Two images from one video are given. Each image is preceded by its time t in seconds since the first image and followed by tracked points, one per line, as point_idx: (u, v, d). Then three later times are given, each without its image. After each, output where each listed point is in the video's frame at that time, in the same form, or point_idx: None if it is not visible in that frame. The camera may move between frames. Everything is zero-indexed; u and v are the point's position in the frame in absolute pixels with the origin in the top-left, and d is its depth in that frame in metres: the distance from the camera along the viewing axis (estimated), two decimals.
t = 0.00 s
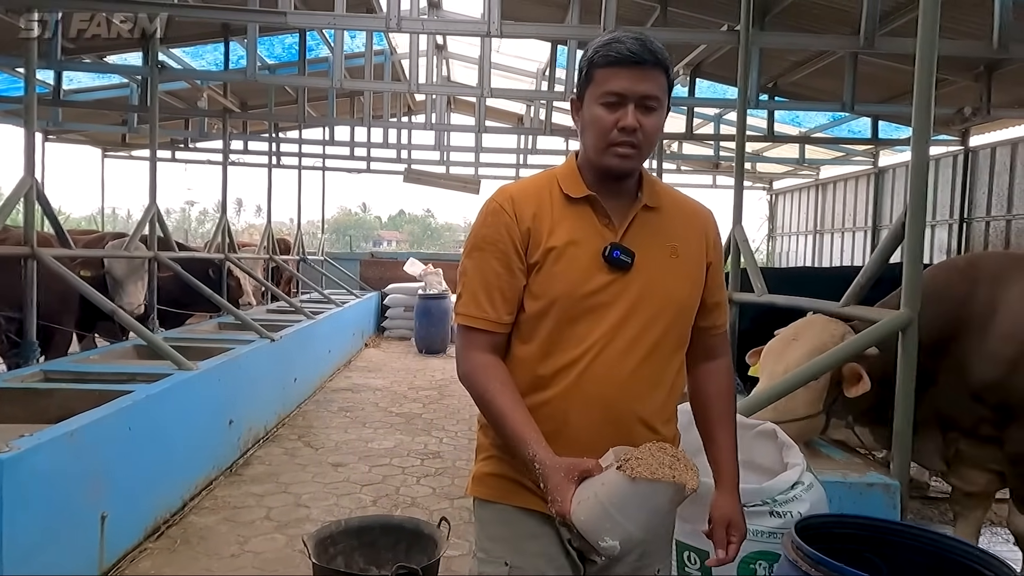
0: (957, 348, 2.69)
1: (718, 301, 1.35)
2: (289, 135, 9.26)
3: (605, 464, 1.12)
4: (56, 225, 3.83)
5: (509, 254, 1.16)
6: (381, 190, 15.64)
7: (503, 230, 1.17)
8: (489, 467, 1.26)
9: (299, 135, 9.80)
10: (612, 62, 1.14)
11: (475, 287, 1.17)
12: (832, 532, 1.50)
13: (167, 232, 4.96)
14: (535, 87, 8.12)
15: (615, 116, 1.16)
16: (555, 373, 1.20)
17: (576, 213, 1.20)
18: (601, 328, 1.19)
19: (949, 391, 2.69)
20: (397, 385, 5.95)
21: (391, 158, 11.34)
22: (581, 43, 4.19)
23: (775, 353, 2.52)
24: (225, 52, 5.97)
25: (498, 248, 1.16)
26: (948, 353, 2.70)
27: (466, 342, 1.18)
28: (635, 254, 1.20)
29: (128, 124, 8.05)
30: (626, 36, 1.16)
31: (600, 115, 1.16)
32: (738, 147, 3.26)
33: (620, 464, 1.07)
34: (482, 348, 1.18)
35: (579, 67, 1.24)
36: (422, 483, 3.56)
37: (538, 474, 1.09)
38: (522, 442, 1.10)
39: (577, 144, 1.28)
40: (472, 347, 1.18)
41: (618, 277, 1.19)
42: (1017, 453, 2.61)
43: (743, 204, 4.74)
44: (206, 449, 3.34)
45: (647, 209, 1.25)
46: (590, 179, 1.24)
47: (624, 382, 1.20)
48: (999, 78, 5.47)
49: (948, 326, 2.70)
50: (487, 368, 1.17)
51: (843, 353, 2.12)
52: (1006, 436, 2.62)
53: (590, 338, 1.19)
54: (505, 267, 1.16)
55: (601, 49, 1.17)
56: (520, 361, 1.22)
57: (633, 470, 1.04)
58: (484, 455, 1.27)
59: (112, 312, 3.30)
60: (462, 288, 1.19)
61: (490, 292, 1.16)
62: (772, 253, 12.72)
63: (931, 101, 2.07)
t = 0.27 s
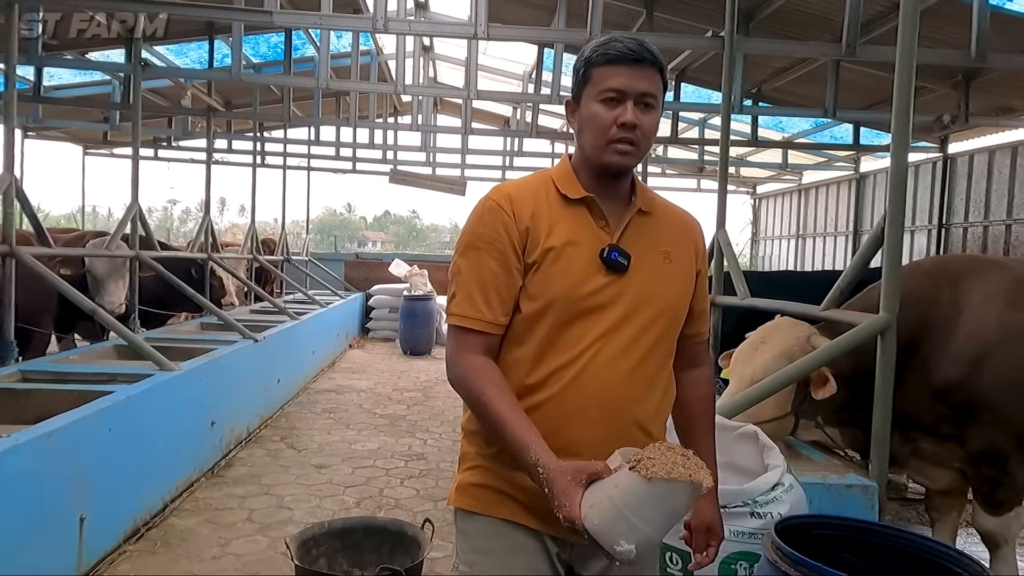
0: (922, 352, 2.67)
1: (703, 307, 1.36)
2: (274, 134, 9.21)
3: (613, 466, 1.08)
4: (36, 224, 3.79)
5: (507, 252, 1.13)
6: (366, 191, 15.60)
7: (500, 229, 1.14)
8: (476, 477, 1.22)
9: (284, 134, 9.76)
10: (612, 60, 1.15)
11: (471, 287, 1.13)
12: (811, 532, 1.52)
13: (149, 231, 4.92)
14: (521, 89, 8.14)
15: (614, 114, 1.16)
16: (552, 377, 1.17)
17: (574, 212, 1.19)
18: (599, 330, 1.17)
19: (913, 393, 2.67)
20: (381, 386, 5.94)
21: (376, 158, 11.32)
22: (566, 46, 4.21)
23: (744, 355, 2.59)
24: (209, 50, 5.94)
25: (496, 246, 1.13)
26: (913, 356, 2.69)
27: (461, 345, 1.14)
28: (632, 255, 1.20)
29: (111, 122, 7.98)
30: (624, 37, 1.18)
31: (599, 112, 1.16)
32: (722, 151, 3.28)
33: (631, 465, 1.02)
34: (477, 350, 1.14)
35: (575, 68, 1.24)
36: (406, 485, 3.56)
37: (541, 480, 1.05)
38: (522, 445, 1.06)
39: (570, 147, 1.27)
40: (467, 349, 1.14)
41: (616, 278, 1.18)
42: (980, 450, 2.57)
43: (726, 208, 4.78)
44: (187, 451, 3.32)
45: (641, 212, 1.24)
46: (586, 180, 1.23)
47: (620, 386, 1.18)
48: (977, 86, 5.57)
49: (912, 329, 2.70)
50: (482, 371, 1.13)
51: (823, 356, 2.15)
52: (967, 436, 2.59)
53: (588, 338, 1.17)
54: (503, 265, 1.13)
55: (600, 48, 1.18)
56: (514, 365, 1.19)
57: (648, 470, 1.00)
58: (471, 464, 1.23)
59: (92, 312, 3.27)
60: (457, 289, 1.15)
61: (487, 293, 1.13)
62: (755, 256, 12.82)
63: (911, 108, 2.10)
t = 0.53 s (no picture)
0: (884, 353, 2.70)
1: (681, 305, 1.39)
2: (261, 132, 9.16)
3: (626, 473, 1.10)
4: (18, 221, 3.75)
5: (503, 255, 1.12)
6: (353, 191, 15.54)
7: (494, 231, 1.13)
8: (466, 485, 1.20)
9: (271, 132, 9.70)
10: (603, 57, 1.17)
11: (466, 291, 1.11)
12: (795, 530, 1.55)
13: (133, 229, 4.87)
14: (509, 90, 8.15)
15: (607, 109, 1.17)
16: (547, 379, 1.17)
17: (566, 213, 1.19)
18: (594, 330, 1.18)
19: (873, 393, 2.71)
20: (368, 386, 5.93)
21: (363, 158, 11.28)
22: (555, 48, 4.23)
23: (716, 355, 2.63)
24: (195, 47, 5.89)
25: (491, 248, 1.12)
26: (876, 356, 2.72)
27: (455, 352, 1.12)
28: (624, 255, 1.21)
29: (94, 119, 7.89)
30: (612, 35, 1.20)
31: (590, 106, 1.17)
32: (708, 153, 3.31)
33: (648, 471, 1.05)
34: (472, 356, 1.12)
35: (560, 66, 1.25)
36: (392, 485, 3.57)
37: (549, 488, 1.04)
38: (527, 453, 1.04)
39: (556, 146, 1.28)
40: (462, 356, 1.12)
41: (610, 278, 1.19)
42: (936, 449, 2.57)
43: (712, 210, 4.82)
44: (172, 451, 3.30)
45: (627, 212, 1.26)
46: (574, 179, 1.24)
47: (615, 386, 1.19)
48: (959, 92, 5.65)
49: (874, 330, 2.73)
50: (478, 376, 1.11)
51: (808, 357, 2.17)
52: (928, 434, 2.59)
53: (583, 340, 1.17)
54: (499, 268, 1.12)
55: (589, 45, 1.19)
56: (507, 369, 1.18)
57: (669, 475, 1.04)
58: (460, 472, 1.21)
59: (76, 310, 3.25)
60: (449, 293, 1.13)
61: (483, 296, 1.11)
62: (740, 258, 12.91)
63: (894, 113, 2.13)
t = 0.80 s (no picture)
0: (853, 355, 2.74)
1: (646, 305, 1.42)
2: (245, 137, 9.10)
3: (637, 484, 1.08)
4: None
5: (483, 262, 1.09)
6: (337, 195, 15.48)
7: (472, 238, 1.09)
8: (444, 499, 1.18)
9: (255, 137, 9.64)
10: (580, 51, 1.16)
11: (446, 301, 1.07)
12: (781, 529, 1.58)
13: (116, 235, 4.83)
14: (495, 96, 8.17)
15: (585, 107, 1.16)
16: (528, 389, 1.16)
17: (543, 217, 1.18)
18: (574, 336, 1.17)
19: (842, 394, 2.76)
20: (354, 392, 5.91)
21: (348, 163, 11.25)
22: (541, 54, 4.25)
23: (695, 357, 2.66)
24: (179, 51, 5.86)
25: (470, 254, 1.09)
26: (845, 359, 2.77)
27: (435, 366, 1.08)
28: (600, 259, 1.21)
29: (75, 123, 7.81)
30: (586, 30, 1.19)
31: (568, 100, 1.16)
32: (693, 159, 3.34)
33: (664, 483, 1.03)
34: (454, 369, 1.08)
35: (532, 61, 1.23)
36: (379, 490, 3.56)
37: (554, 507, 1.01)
38: (528, 468, 1.01)
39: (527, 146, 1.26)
40: (443, 369, 1.08)
41: (589, 284, 1.18)
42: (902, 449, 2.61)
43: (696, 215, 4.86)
44: (157, 458, 3.28)
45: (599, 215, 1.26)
46: (548, 178, 1.23)
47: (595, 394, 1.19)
48: (937, 99, 5.75)
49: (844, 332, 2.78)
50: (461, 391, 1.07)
51: (792, 359, 2.20)
52: (899, 432, 2.63)
53: (567, 345, 1.17)
54: (479, 276, 1.09)
55: (565, 40, 1.18)
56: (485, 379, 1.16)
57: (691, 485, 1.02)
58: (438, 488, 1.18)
59: (58, 317, 3.21)
60: (426, 303, 1.08)
61: (465, 305, 1.08)
62: (724, 263, 13.00)
63: (874, 121, 2.17)
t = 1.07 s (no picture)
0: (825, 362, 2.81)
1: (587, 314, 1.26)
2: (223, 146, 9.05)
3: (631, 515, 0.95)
4: None
5: (427, 279, 0.89)
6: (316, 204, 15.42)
7: (413, 250, 0.88)
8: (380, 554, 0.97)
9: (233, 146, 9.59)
10: (542, 39, 0.97)
11: (386, 326, 0.87)
12: (759, 531, 1.62)
13: (92, 244, 4.78)
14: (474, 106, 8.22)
15: (545, 101, 0.97)
16: (480, 423, 0.96)
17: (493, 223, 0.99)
18: (531, 360, 0.98)
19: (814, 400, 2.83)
20: (334, 402, 5.89)
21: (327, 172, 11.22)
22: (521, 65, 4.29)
23: (671, 363, 2.71)
24: (157, 60, 5.83)
25: (414, 270, 0.88)
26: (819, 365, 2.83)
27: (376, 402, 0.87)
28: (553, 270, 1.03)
29: (49, 132, 7.71)
30: (545, 10, 1.00)
31: (523, 97, 0.96)
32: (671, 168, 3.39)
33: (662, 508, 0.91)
34: (401, 405, 0.88)
35: (478, 43, 1.02)
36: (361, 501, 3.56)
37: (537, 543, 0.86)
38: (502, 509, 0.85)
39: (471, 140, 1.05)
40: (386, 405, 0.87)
41: (545, 299, 1.00)
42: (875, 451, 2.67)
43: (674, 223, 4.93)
44: (134, 470, 3.24)
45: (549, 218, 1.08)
46: (490, 179, 1.03)
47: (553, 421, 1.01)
48: (907, 111, 5.89)
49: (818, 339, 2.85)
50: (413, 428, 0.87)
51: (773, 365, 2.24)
52: (868, 435, 2.70)
53: (523, 371, 0.98)
54: (423, 296, 0.88)
55: (522, 23, 0.98)
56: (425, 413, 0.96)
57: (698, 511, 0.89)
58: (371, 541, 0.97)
59: (34, 327, 3.17)
60: (361, 328, 0.87)
61: (408, 331, 0.88)
62: (701, 271, 13.15)
63: (846, 132, 2.23)
